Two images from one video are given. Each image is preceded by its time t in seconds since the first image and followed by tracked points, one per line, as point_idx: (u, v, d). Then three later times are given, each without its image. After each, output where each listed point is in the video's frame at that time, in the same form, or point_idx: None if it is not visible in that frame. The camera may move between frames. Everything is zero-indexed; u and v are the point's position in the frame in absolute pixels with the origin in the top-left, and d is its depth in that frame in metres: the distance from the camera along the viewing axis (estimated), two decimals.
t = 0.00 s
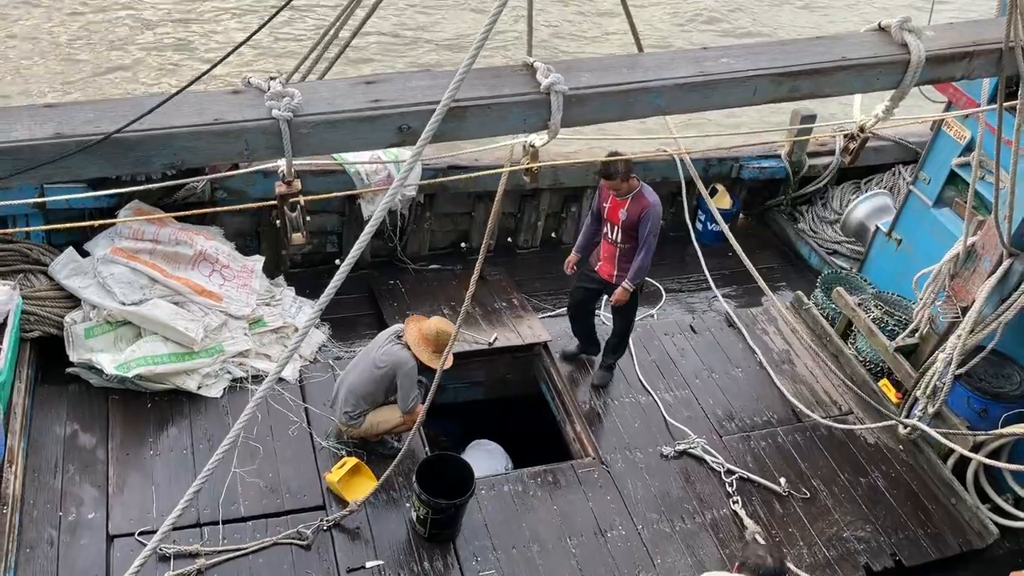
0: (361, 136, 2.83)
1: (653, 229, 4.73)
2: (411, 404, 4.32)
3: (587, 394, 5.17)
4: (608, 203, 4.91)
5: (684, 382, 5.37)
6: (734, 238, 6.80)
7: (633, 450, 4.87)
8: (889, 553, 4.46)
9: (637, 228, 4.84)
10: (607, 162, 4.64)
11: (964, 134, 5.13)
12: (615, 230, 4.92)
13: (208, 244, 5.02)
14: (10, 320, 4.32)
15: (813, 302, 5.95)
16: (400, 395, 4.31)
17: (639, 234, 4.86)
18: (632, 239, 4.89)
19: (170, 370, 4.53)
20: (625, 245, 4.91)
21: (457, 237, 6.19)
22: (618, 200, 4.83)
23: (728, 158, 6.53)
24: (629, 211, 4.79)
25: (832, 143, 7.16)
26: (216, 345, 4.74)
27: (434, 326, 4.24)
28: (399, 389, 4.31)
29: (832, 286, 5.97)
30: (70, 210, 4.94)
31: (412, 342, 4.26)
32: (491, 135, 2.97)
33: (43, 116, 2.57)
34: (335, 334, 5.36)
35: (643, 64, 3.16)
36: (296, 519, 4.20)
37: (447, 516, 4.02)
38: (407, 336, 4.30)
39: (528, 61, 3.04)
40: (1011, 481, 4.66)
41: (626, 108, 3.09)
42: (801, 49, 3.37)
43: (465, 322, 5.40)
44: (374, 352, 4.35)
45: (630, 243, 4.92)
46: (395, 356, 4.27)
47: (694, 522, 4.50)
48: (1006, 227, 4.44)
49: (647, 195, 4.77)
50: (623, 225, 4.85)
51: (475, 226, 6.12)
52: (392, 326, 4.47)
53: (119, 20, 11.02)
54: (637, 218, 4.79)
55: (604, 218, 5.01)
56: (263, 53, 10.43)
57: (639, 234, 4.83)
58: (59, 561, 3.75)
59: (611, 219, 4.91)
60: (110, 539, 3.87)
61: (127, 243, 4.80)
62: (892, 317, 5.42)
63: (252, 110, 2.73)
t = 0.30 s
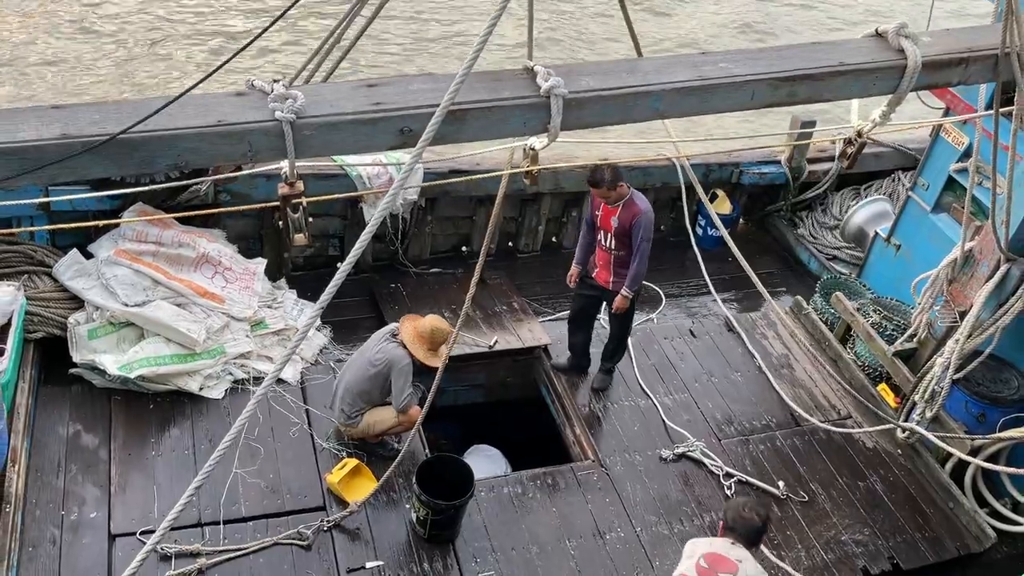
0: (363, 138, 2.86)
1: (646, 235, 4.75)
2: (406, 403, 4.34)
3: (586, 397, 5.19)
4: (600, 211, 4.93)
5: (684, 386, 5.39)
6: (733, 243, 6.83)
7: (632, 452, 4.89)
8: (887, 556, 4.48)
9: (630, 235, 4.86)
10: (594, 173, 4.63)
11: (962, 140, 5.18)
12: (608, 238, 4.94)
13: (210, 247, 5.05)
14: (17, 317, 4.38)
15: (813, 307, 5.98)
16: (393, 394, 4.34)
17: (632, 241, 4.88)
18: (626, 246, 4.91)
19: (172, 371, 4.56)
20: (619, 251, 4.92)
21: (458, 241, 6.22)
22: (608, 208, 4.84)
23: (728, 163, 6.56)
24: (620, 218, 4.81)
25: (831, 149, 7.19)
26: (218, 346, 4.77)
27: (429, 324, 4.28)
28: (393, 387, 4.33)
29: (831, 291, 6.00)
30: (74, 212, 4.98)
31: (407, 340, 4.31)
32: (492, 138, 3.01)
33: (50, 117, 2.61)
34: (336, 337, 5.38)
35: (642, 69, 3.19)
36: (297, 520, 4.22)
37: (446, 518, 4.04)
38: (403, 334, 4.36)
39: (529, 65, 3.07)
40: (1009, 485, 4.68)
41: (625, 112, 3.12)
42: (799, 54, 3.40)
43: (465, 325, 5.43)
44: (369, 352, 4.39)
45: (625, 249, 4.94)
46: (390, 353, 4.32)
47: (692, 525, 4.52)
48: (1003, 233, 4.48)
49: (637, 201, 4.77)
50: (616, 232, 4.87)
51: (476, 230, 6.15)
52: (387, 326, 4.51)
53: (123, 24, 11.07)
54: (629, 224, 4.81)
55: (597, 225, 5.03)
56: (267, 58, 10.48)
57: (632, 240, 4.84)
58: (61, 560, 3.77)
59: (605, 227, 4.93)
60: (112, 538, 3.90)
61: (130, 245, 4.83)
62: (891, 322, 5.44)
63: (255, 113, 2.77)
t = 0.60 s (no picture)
0: (367, 146, 2.91)
1: (634, 248, 4.77)
2: (409, 406, 4.39)
3: (587, 403, 5.22)
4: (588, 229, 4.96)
5: (685, 393, 5.43)
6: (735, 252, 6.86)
7: (633, 459, 4.92)
8: (886, 563, 4.50)
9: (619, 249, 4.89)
10: (571, 199, 4.65)
11: (962, 150, 5.21)
12: (600, 253, 4.97)
13: (216, 252, 5.12)
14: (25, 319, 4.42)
15: (813, 315, 6.01)
16: (397, 397, 4.39)
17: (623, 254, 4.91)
18: (616, 259, 4.93)
19: (177, 375, 4.61)
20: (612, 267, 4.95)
21: (461, 248, 6.27)
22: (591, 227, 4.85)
23: (730, 172, 6.61)
24: (606, 236, 4.84)
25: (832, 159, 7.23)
26: (222, 351, 4.82)
27: (430, 327, 4.28)
28: (396, 391, 4.38)
29: (832, 300, 6.02)
30: (82, 218, 5.04)
31: (409, 343, 4.35)
32: (494, 146, 3.06)
33: (61, 124, 2.67)
34: (340, 342, 5.43)
35: (642, 79, 3.24)
36: (299, 523, 4.26)
37: (448, 522, 4.08)
38: (404, 338, 4.40)
39: (531, 75, 3.12)
40: (1008, 493, 4.70)
41: (625, 121, 3.17)
42: (798, 65, 3.45)
43: (468, 332, 5.47)
44: (372, 356, 4.43)
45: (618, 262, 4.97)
46: (393, 357, 4.37)
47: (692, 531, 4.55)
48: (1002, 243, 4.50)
49: (620, 216, 4.78)
50: (606, 248, 4.90)
51: (479, 237, 6.20)
52: (389, 331, 4.56)
53: (131, 32, 11.15)
54: (616, 240, 4.84)
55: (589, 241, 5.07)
56: (274, 67, 10.56)
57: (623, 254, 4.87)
58: (66, 562, 3.81)
59: (594, 244, 4.96)
60: (116, 540, 3.94)
61: (136, 250, 4.89)
62: (891, 331, 5.47)
63: (262, 120, 2.82)
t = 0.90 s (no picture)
0: (372, 151, 2.96)
1: (623, 282, 4.80)
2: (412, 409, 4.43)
3: (589, 407, 5.25)
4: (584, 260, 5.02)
5: (686, 398, 5.46)
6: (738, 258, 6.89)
7: (634, 463, 4.96)
8: (885, 569, 4.52)
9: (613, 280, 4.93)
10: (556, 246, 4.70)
11: (964, 159, 5.24)
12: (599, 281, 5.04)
13: (223, 254, 5.17)
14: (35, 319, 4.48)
15: (815, 321, 6.02)
16: (400, 400, 4.43)
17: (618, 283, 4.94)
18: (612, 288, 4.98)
19: (183, 376, 4.67)
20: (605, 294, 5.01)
21: (466, 252, 6.31)
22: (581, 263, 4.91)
23: (733, 179, 6.65)
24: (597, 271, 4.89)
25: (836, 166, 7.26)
26: (228, 352, 4.87)
27: (434, 332, 4.39)
28: (399, 394, 4.43)
29: (834, 306, 6.02)
30: (91, 219, 5.10)
31: (413, 347, 4.42)
32: (497, 151, 3.10)
33: (72, 128, 2.72)
34: (345, 344, 5.48)
35: (644, 87, 3.28)
36: (302, 523, 4.31)
37: (449, 523, 4.12)
38: (408, 342, 4.47)
39: (534, 82, 3.17)
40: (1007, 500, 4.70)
41: (627, 128, 3.22)
42: (799, 74, 3.49)
43: (471, 335, 5.52)
44: (375, 359, 4.48)
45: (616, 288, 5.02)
46: (395, 360, 4.42)
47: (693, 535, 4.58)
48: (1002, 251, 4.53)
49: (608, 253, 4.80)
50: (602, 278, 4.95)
51: (484, 242, 6.25)
52: (393, 335, 4.61)
53: (140, 37, 11.22)
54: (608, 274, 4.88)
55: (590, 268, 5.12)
56: (282, 73, 10.64)
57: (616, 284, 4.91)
58: (72, 559, 3.87)
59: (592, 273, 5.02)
60: (122, 538, 3.99)
61: (145, 251, 4.95)
62: (892, 338, 5.49)
63: (268, 125, 2.88)
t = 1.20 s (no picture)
0: (379, 151, 3.02)
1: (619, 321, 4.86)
2: (416, 409, 4.48)
3: (594, 408, 5.29)
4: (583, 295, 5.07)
5: (691, 401, 5.49)
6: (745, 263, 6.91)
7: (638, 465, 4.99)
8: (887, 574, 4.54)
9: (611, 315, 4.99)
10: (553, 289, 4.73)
11: (970, 165, 5.26)
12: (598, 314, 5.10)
13: (233, 254, 5.23)
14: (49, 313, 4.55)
15: (821, 326, 6.04)
16: (405, 399, 4.48)
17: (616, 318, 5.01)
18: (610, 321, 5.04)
19: (193, 373, 4.73)
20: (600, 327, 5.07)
21: (473, 255, 6.36)
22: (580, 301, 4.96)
23: (741, 184, 6.68)
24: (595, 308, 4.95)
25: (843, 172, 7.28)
26: (237, 350, 4.93)
27: (438, 332, 4.43)
28: (404, 393, 4.48)
29: (839, 312, 6.04)
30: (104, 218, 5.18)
31: (417, 348, 4.46)
32: (503, 153, 3.15)
33: (87, 126, 2.79)
34: (352, 344, 5.54)
35: (648, 91, 3.33)
36: (308, 519, 4.36)
37: (453, 521, 4.16)
38: (413, 343, 4.50)
39: (539, 85, 3.22)
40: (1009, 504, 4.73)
41: (631, 131, 3.26)
42: (803, 79, 3.52)
43: (478, 336, 5.56)
44: (381, 358, 4.54)
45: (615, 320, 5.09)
46: (400, 360, 4.46)
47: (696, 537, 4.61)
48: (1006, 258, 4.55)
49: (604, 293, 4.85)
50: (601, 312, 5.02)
51: (491, 244, 6.30)
52: (399, 336, 4.66)
53: (153, 38, 11.32)
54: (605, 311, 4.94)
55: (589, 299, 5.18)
56: (293, 75, 10.72)
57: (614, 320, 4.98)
58: (81, 551, 3.93)
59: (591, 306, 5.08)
60: (130, 531, 4.06)
61: (156, 250, 5.03)
62: (897, 343, 5.52)
63: (278, 125, 2.93)
